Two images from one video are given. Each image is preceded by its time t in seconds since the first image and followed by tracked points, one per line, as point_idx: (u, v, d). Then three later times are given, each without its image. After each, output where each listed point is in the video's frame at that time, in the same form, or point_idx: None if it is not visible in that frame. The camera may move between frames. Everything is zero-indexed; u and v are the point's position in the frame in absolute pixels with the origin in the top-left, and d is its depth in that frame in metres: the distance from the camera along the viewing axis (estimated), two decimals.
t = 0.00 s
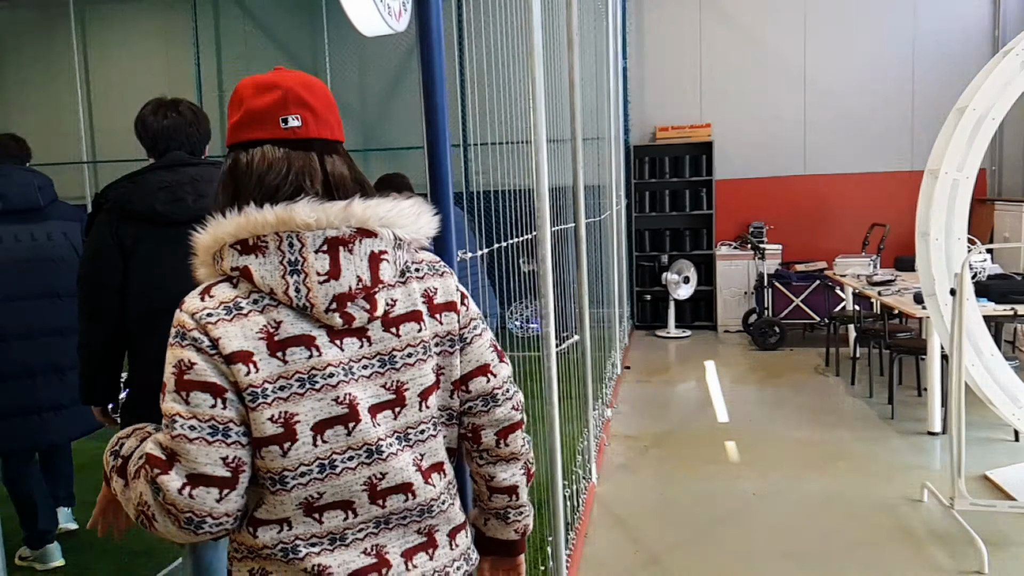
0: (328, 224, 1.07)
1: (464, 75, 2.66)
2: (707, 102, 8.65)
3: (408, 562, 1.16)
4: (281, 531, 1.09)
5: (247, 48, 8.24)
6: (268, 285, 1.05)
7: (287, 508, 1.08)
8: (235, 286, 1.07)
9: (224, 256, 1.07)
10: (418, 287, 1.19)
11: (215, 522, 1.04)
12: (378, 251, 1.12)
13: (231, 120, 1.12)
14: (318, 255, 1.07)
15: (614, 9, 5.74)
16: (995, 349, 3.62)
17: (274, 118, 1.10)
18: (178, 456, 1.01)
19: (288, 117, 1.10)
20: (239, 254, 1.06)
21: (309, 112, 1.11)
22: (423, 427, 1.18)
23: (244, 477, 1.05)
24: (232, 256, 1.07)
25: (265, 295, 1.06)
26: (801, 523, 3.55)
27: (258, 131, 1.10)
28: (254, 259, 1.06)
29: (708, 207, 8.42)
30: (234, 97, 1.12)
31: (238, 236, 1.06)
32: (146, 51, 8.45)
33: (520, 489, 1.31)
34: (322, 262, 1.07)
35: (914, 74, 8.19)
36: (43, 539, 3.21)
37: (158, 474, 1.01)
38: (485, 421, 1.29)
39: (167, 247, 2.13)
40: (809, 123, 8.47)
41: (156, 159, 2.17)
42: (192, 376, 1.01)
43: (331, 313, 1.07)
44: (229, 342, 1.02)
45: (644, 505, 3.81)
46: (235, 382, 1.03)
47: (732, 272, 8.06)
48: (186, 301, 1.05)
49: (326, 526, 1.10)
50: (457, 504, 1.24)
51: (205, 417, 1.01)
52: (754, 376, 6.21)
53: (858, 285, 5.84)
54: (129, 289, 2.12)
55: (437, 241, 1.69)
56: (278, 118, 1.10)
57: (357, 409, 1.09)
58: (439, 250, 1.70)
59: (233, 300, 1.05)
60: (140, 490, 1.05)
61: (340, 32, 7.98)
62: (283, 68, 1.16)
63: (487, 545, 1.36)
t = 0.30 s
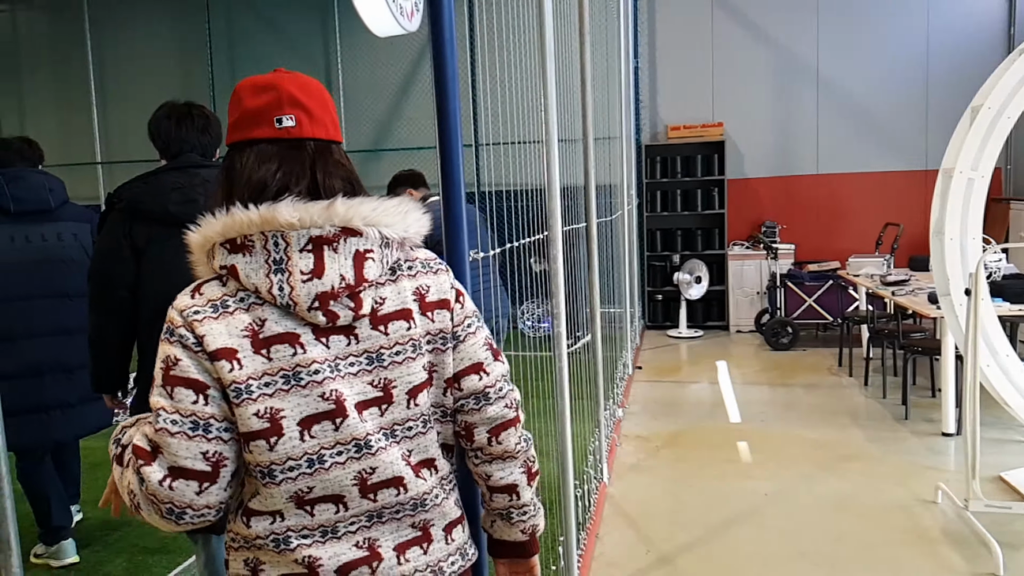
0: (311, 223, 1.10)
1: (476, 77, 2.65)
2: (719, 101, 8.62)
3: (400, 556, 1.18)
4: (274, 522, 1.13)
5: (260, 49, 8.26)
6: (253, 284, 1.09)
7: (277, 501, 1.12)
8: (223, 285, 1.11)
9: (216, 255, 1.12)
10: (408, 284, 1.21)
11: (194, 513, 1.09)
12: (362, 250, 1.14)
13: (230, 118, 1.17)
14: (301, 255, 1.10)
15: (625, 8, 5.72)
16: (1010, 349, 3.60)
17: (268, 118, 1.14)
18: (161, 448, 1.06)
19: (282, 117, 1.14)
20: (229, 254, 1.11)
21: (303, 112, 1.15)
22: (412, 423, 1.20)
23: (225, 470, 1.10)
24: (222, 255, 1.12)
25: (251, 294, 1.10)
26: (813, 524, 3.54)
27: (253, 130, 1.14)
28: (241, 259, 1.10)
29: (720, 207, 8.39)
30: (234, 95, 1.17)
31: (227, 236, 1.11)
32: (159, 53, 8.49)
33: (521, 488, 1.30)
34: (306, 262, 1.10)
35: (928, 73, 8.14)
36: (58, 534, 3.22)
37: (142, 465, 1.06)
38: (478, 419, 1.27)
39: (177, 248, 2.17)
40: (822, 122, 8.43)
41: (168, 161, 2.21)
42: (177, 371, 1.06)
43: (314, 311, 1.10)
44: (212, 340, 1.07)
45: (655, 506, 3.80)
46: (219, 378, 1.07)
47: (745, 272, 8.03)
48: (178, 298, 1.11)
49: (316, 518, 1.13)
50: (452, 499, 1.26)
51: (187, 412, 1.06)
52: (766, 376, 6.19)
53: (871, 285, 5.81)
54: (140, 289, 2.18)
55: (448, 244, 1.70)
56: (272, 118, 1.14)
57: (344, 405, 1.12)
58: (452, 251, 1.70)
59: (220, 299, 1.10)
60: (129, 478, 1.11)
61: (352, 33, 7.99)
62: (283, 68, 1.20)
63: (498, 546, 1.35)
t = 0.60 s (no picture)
0: (302, 221, 1.12)
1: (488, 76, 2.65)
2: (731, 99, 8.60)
3: (391, 552, 1.19)
4: (267, 513, 1.15)
5: (271, 49, 8.30)
6: (245, 281, 1.12)
7: (267, 494, 1.14)
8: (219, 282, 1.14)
9: (212, 252, 1.15)
10: (404, 281, 1.20)
11: (182, 502, 1.13)
12: (353, 248, 1.14)
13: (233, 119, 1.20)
14: (291, 253, 1.11)
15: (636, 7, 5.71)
16: None
17: (267, 117, 1.17)
18: (151, 439, 1.10)
19: (280, 116, 1.16)
20: (225, 251, 1.14)
21: (301, 111, 1.17)
22: (405, 420, 1.20)
23: (212, 462, 1.13)
24: (218, 251, 1.14)
25: (244, 291, 1.13)
26: (826, 524, 3.52)
27: (252, 129, 1.17)
28: (235, 256, 1.13)
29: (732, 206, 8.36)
30: (236, 96, 1.20)
31: (222, 233, 1.14)
32: (172, 49, 8.53)
33: (522, 485, 1.29)
34: (296, 259, 1.11)
35: (941, 69, 8.08)
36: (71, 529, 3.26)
37: (134, 453, 1.11)
38: (475, 416, 1.27)
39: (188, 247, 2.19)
40: (834, 121, 8.39)
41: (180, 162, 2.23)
42: (169, 366, 1.10)
43: (304, 308, 1.11)
44: (204, 335, 1.10)
45: (666, 505, 3.79)
46: (209, 373, 1.10)
47: (756, 271, 8.00)
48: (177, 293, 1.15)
49: (306, 512, 1.15)
50: (448, 496, 1.27)
51: (176, 405, 1.10)
52: (777, 376, 6.17)
53: (883, 284, 5.77)
54: (151, 287, 2.20)
55: (460, 242, 1.70)
56: (271, 118, 1.17)
57: (333, 400, 1.13)
58: (463, 250, 1.70)
59: (215, 295, 1.12)
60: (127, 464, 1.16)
61: (363, 33, 8.01)
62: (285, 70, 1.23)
63: (506, 547, 1.34)
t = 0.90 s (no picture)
0: (297, 216, 1.13)
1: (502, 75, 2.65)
2: (745, 97, 8.56)
3: (382, 547, 1.20)
4: (261, 505, 1.18)
5: (285, 49, 8.33)
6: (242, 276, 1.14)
7: (261, 485, 1.16)
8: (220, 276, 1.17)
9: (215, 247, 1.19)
10: (401, 277, 1.21)
11: (174, 488, 1.17)
12: (347, 243, 1.16)
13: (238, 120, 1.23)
14: (286, 248, 1.13)
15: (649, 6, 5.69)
16: None
17: (270, 116, 1.19)
18: (148, 426, 1.15)
19: (283, 114, 1.19)
20: (227, 246, 1.17)
21: (303, 109, 1.19)
22: (401, 414, 1.20)
23: (204, 452, 1.17)
24: (221, 246, 1.18)
25: (242, 286, 1.15)
26: (841, 525, 3.50)
27: (255, 128, 1.20)
28: (234, 251, 1.16)
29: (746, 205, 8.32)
30: (243, 97, 1.23)
31: (224, 229, 1.17)
32: (187, 48, 8.58)
33: (524, 481, 1.27)
34: (292, 253, 1.13)
35: (957, 67, 8.02)
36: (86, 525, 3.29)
37: (132, 438, 1.16)
38: (474, 412, 1.25)
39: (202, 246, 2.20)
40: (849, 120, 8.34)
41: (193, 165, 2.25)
42: (167, 357, 1.13)
43: (298, 301, 1.13)
44: (201, 328, 1.13)
45: (680, 505, 3.78)
46: (205, 364, 1.13)
47: (770, 271, 7.97)
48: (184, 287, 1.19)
49: (298, 505, 1.17)
50: (444, 494, 1.26)
51: (171, 396, 1.13)
52: (791, 376, 6.14)
53: (899, 284, 5.73)
54: (165, 285, 2.21)
55: (473, 240, 1.69)
56: (273, 116, 1.19)
57: (324, 394, 1.15)
58: (477, 250, 1.70)
59: (215, 289, 1.16)
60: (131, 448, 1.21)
61: (377, 32, 8.03)
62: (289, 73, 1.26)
63: (510, 545, 1.32)
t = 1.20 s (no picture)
0: (296, 211, 1.15)
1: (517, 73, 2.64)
2: (760, 95, 8.52)
3: (379, 539, 1.20)
4: (261, 494, 1.19)
5: (300, 49, 8.36)
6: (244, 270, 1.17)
7: (259, 473, 1.18)
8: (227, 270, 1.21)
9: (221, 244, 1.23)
10: (402, 271, 1.21)
11: (174, 472, 1.21)
12: (345, 237, 1.17)
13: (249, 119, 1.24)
14: (285, 241, 1.15)
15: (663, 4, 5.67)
16: None
17: (278, 115, 1.20)
18: (152, 411, 1.19)
19: (290, 113, 1.20)
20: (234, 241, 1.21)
21: (309, 107, 1.20)
22: (400, 407, 1.20)
23: (202, 441, 1.21)
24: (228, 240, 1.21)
25: (244, 280, 1.18)
26: (856, 526, 3.48)
27: (264, 127, 1.21)
28: (239, 246, 1.19)
29: (760, 204, 8.28)
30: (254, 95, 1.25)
31: (231, 224, 1.20)
32: (203, 48, 8.62)
33: (526, 479, 1.26)
34: (291, 246, 1.15)
35: (975, 64, 7.95)
36: (102, 516, 3.31)
37: (138, 422, 1.21)
38: (474, 408, 1.24)
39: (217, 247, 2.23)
40: (865, 118, 8.28)
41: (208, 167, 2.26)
42: (173, 347, 1.18)
43: (295, 293, 1.14)
44: (204, 320, 1.16)
45: (694, 505, 3.77)
46: (206, 355, 1.17)
47: (785, 270, 7.93)
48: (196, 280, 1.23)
49: (296, 494, 1.18)
50: (444, 487, 1.25)
51: (173, 384, 1.18)
52: (806, 376, 6.11)
53: (915, 284, 5.68)
54: (179, 284, 2.23)
55: (488, 238, 1.69)
56: (282, 115, 1.20)
57: (320, 385, 1.16)
58: (491, 248, 1.70)
59: (220, 282, 1.19)
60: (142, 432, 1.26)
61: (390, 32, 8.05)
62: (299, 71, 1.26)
63: (515, 541, 1.31)
